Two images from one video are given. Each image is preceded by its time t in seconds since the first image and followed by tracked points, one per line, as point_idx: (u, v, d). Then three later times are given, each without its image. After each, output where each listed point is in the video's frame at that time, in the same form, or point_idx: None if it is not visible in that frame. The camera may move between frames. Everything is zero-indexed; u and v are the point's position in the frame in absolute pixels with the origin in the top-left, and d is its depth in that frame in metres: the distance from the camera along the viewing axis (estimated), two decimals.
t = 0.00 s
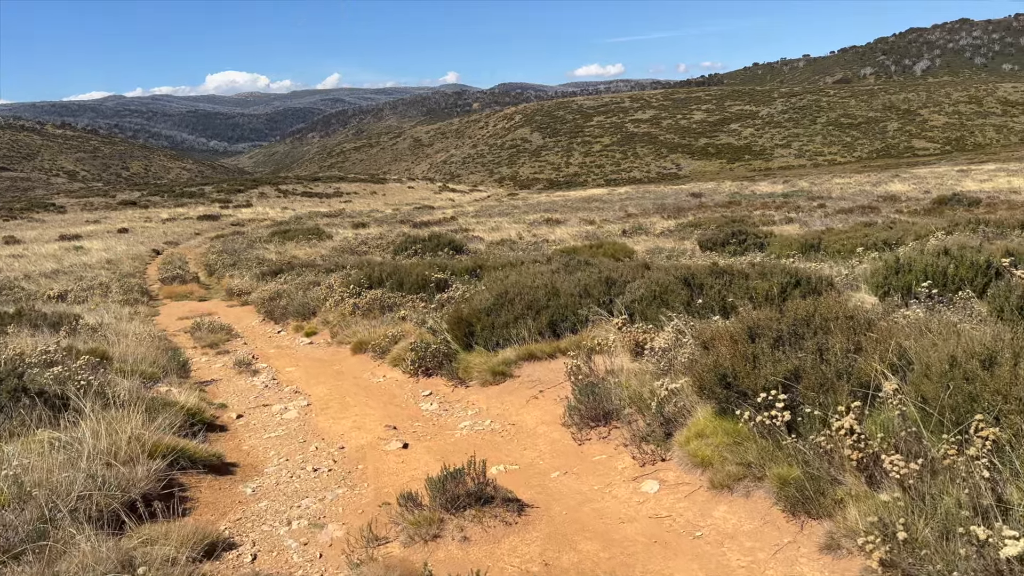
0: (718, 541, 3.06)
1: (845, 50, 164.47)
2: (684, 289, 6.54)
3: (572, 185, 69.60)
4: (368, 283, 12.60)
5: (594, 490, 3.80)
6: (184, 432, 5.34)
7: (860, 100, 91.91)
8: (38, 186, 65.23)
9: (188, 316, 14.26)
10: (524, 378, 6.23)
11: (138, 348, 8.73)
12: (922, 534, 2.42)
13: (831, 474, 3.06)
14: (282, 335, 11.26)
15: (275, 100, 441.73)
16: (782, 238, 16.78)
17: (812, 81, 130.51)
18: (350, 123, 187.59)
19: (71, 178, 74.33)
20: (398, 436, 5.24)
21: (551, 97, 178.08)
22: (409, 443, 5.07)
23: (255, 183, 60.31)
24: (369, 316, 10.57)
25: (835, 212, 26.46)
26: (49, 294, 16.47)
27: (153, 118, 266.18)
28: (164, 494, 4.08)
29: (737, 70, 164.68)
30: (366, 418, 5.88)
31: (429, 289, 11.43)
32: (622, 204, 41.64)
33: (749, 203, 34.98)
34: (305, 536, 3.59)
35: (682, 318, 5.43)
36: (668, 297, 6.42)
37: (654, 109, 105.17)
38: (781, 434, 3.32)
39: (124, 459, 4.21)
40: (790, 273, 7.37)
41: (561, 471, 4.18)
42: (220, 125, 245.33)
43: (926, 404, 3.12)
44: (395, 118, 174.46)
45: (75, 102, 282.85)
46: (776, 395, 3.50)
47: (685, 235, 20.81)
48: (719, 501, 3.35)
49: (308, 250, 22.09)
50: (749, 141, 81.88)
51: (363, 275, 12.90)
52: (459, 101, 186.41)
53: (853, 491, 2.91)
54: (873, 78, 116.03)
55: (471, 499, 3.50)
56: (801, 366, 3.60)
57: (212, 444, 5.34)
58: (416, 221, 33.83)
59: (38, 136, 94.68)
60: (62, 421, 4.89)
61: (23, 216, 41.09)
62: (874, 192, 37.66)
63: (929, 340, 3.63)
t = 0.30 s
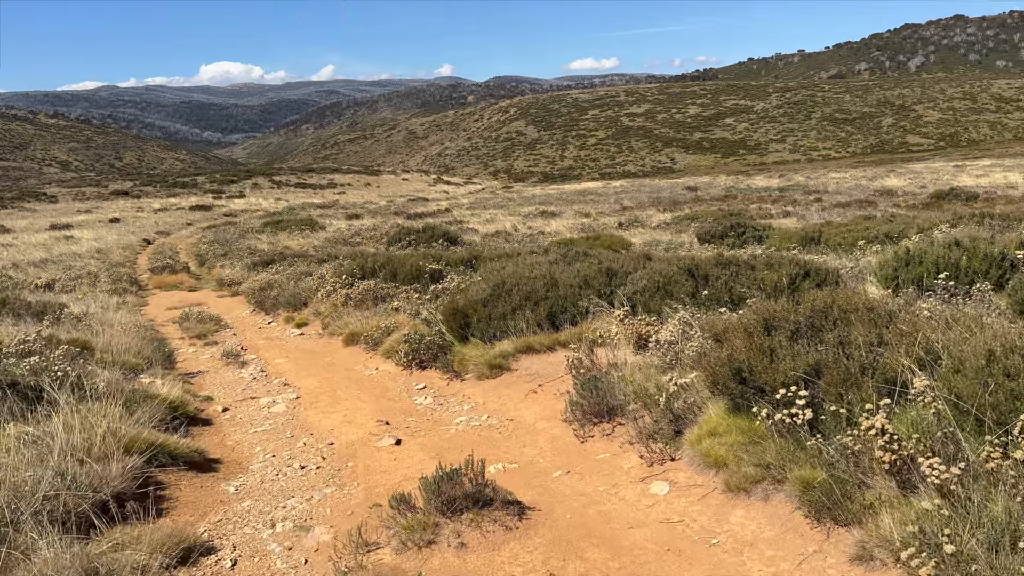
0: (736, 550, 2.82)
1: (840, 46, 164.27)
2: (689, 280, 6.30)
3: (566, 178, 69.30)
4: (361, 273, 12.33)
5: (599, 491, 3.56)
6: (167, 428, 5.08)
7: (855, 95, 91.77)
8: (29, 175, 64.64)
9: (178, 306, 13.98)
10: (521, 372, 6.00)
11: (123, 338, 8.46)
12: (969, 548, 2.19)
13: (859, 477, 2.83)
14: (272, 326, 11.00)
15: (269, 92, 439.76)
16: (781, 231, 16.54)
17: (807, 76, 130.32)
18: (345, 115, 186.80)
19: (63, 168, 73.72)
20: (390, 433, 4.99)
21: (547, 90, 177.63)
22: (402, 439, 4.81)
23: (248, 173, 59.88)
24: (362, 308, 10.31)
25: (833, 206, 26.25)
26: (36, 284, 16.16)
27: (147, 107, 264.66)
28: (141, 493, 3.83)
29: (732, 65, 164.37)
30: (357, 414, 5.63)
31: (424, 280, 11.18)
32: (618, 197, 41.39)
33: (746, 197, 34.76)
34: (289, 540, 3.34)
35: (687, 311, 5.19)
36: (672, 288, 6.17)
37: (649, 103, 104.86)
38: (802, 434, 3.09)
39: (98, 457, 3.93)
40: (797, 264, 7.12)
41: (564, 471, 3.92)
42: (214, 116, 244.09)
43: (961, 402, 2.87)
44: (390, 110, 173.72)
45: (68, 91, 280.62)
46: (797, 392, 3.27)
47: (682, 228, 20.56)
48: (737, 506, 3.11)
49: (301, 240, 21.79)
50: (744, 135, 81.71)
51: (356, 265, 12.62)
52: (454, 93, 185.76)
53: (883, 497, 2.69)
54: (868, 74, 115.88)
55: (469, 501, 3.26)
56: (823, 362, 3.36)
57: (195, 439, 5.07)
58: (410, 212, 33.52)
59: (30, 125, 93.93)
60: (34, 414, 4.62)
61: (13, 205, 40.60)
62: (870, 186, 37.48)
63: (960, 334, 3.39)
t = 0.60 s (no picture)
0: None
1: (839, 45, 164.10)
2: (698, 282, 6.07)
3: (564, 175, 69.06)
4: (357, 269, 12.06)
5: (610, 512, 3.31)
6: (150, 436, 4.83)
7: (854, 94, 91.56)
8: (25, 166, 64.23)
9: (170, 303, 13.72)
10: (523, 378, 5.76)
11: (110, 336, 8.18)
12: None
13: (899, 506, 2.60)
14: (266, 324, 10.76)
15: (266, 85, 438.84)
16: (784, 231, 16.30)
17: (806, 74, 130.05)
18: (342, 109, 186.18)
19: (60, 160, 73.30)
20: (386, 442, 4.74)
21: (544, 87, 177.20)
22: (400, 450, 4.56)
23: (245, 167, 59.50)
24: (358, 306, 10.06)
25: (833, 206, 26.02)
26: (27, 277, 15.88)
27: (144, 100, 263.57)
28: (119, 510, 3.57)
29: (730, 63, 164.09)
30: (351, 421, 5.38)
31: (421, 278, 10.92)
32: (617, 194, 41.12)
33: (745, 196, 34.51)
34: (275, 565, 3.09)
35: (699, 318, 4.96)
36: (680, 291, 5.93)
37: (648, 100, 104.58)
38: (835, 457, 2.86)
39: (73, 471, 3.66)
40: (809, 267, 6.87)
41: (570, 488, 3.68)
42: (210, 109, 243.13)
43: (1011, 425, 2.63)
44: (387, 105, 173.17)
45: (64, 83, 279.45)
46: (824, 410, 3.04)
47: (683, 227, 20.32)
48: (759, 535, 2.87)
49: (297, 236, 21.52)
50: (742, 133, 81.51)
51: (352, 262, 12.36)
52: (452, 89, 185.21)
53: (928, 529, 2.45)
54: (867, 73, 115.67)
55: (471, 527, 3.01)
56: (855, 378, 3.12)
57: (180, 447, 4.81)
58: (407, 208, 33.22)
59: (26, 116, 93.40)
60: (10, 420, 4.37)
61: (7, 197, 40.23)
62: (869, 186, 37.29)
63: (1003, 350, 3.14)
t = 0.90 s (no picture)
0: None
1: (847, 45, 163.36)
2: (720, 281, 5.82)
3: (570, 173, 68.73)
4: (363, 265, 11.83)
5: (638, 528, 3.08)
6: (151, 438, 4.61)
7: (862, 94, 91.05)
8: (32, 159, 64.20)
9: (174, 297, 13.53)
10: (538, 380, 5.52)
11: (111, 331, 7.98)
12: None
13: (964, 530, 2.36)
14: (271, 320, 10.55)
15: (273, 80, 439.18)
16: (797, 231, 16.02)
17: (814, 74, 129.42)
18: (348, 105, 186.09)
19: (67, 153, 73.27)
20: (396, 446, 4.52)
21: (551, 85, 176.78)
22: (411, 455, 4.34)
23: (251, 162, 59.35)
24: (365, 302, 9.86)
25: (844, 205, 25.72)
26: (29, 270, 15.70)
27: (151, 95, 263.76)
28: (113, 517, 3.36)
29: (737, 63, 163.48)
30: (360, 421, 5.16)
31: (429, 274, 10.70)
32: (624, 192, 40.86)
33: (754, 195, 34.21)
34: None
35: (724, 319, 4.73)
36: (702, 291, 5.69)
37: (655, 99, 104.19)
38: (891, 473, 2.61)
39: (64, 475, 3.46)
40: (834, 266, 6.60)
41: (592, 498, 3.46)
42: (217, 104, 243.14)
43: None
44: (394, 101, 173.01)
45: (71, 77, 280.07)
46: (875, 419, 2.81)
47: (692, 225, 20.04)
48: (803, 555, 2.64)
49: (302, 231, 21.32)
50: (750, 133, 81.10)
51: (358, 257, 12.13)
52: (458, 86, 184.91)
53: (996, 555, 2.21)
54: (875, 73, 115.05)
55: (489, 543, 2.79)
56: (905, 385, 2.87)
57: (180, 449, 4.59)
58: (413, 204, 33.00)
59: (34, 109, 93.44)
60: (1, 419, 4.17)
61: (13, 190, 40.14)
62: (879, 186, 36.93)
63: None
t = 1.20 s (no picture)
0: None
1: (858, 47, 162.43)
2: (747, 284, 5.56)
3: (578, 172, 68.43)
4: (372, 265, 11.59)
5: (672, 555, 2.83)
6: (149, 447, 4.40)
7: (873, 95, 90.41)
8: (42, 156, 64.27)
9: (180, 295, 13.33)
10: (556, 387, 5.27)
11: (113, 332, 7.77)
12: None
13: None
14: (277, 319, 10.34)
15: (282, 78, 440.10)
16: (812, 232, 15.71)
17: (824, 74, 128.66)
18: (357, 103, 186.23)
19: (77, 150, 73.40)
20: (409, 456, 4.28)
21: (560, 84, 176.38)
22: (424, 466, 4.10)
23: (260, 159, 59.25)
24: (374, 303, 9.62)
25: (858, 207, 25.35)
26: (35, 267, 15.53)
27: (161, 92, 264.50)
28: (104, 536, 3.12)
29: (747, 63, 162.77)
30: (369, 429, 4.92)
31: (440, 274, 10.46)
32: (634, 192, 40.57)
33: (765, 196, 33.85)
34: None
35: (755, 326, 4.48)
36: (729, 295, 5.43)
37: (665, 98, 103.74)
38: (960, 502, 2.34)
39: (52, 491, 3.23)
40: (866, 269, 6.30)
41: (621, 519, 3.21)
42: (226, 102, 243.77)
43: None
44: (402, 100, 172.96)
45: (82, 74, 280.96)
46: (940, 442, 2.54)
47: (705, 226, 19.74)
48: None
49: (311, 229, 21.11)
50: (760, 133, 80.61)
51: (367, 256, 11.89)
52: (467, 84, 184.76)
53: None
54: (886, 74, 114.33)
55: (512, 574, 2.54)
56: (972, 403, 2.60)
57: (180, 458, 4.36)
58: (422, 203, 32.79)
59: (45, 106, 93.69)
60: None
61: (22, 186, 40.10)
62: (892, 188, 36.51)
63: None
